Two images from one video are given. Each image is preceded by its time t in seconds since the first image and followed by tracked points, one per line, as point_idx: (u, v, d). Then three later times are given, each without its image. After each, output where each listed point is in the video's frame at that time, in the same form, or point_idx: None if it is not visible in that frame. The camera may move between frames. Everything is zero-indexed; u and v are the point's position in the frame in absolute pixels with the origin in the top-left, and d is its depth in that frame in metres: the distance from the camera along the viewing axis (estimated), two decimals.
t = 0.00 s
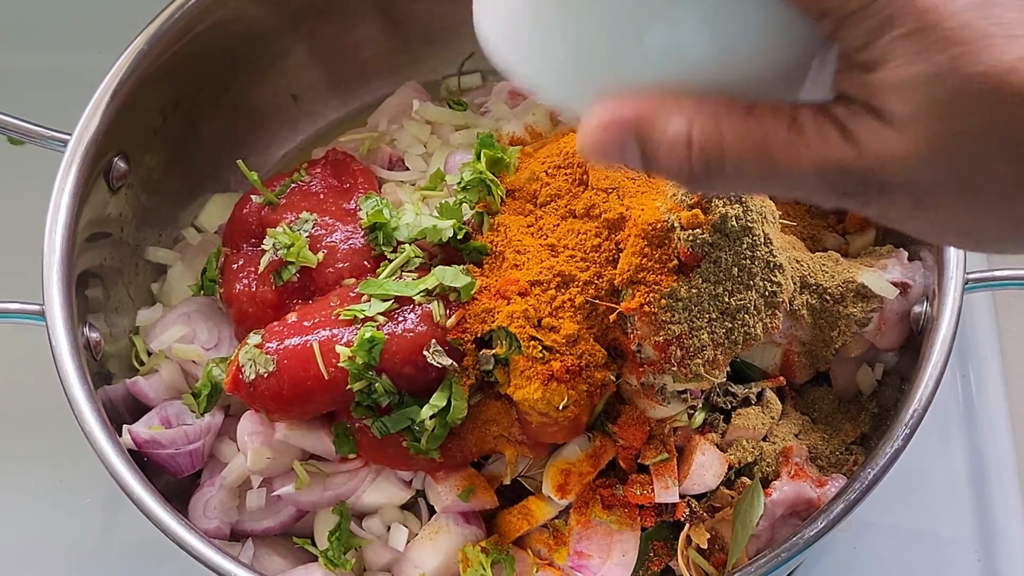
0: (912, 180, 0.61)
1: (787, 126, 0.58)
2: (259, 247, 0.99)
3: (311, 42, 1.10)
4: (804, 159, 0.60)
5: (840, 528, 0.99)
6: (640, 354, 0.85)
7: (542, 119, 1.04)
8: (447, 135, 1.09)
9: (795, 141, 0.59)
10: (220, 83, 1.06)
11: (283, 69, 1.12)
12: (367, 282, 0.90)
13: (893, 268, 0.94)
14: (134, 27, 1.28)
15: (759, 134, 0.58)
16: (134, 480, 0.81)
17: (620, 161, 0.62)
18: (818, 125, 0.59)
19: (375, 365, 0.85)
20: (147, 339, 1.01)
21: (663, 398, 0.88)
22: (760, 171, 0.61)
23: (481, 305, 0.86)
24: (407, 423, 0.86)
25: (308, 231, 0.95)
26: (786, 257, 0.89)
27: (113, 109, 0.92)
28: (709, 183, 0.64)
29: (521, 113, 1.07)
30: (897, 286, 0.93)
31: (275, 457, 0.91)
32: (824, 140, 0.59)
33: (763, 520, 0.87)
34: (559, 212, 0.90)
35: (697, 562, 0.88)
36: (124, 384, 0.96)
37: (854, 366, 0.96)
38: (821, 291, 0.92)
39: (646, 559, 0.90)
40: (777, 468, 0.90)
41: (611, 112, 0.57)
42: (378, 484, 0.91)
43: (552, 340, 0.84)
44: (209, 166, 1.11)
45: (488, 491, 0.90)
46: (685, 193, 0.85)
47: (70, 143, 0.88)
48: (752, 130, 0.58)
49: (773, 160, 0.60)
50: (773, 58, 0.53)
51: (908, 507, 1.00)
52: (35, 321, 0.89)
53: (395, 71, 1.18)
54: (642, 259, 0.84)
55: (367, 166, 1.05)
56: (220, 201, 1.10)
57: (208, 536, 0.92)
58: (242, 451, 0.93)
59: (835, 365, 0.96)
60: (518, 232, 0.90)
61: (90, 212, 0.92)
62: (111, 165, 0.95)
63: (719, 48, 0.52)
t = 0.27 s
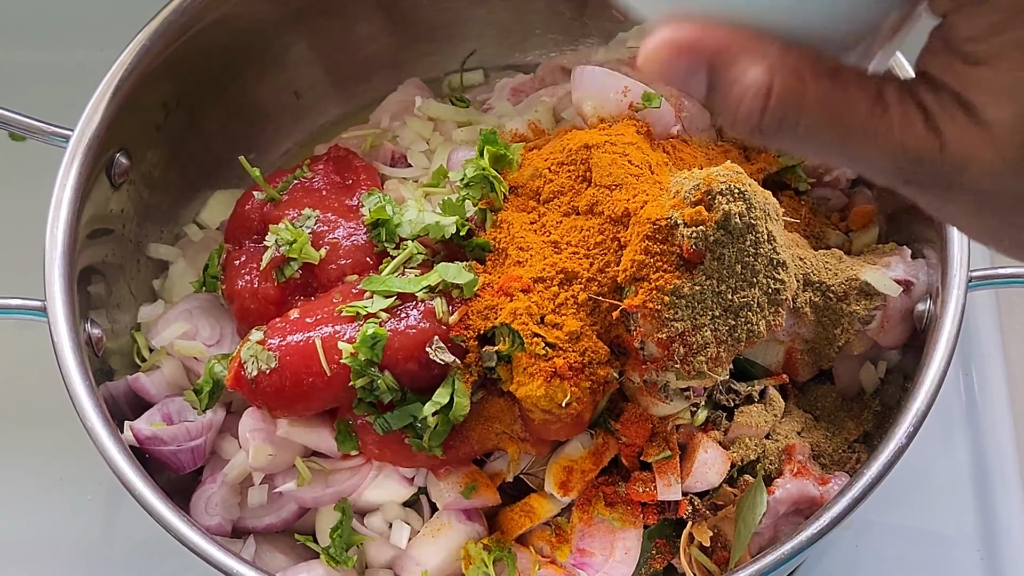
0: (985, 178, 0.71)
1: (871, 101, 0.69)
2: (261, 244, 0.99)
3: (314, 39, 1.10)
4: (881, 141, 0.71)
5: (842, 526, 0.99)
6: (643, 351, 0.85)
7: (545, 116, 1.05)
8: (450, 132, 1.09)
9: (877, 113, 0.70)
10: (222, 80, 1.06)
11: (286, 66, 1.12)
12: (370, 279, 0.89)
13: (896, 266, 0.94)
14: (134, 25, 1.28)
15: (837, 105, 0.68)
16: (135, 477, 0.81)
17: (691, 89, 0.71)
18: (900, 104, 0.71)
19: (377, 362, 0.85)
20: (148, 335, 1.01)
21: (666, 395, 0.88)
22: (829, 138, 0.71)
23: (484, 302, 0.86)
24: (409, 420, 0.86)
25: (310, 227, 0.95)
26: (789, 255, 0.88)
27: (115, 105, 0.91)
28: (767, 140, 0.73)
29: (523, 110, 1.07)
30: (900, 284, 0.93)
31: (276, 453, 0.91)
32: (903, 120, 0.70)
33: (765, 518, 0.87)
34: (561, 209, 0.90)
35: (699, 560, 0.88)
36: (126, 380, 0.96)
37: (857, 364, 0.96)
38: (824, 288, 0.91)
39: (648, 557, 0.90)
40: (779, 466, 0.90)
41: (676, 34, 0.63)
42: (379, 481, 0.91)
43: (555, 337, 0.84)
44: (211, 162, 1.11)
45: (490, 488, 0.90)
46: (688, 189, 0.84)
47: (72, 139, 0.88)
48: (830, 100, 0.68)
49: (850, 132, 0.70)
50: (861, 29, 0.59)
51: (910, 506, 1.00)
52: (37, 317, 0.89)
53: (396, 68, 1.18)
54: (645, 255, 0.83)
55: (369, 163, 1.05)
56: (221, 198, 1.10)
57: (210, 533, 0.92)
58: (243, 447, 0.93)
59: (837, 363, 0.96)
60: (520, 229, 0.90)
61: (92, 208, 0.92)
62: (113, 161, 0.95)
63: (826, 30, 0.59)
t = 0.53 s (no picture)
0: (966, 177, 0.62)
1: (840, 119, 0.61)
2: (259, 243, 0.99)
3: (312, 37, 1.10)
4: (856, 159, 0.62)
5: (840, 526, 0.99)
6: (641, 351, 0.85)
7: (544, 115, 1.05)
8: (447, 131, 1.09)
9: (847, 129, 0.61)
10: (219, 79, 1.06)
11: (284, 64, 1.11)
12: (367, 279, 0.89)
13: (894, 266, 0.94)
14: (133, 23, 1.28)
15: (815, 126, 0.60)
16: (132, 477, 0.81)
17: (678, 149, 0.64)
18: (868, 119, 0.61)
19: (374, 362, 0.85)
20: (145, 334, 1.01)
21: (663, 395, 0.88)
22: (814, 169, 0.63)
23: (482, 301, 0.86)
24: (406, 420, 0.86)
25: (307, 226, 0.95)
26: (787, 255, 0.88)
27: (112, 103, 0.91)
28: (760, 178, 0.66)
29: (521, 109, 1.07)
30: (898, 284, 0.93)
31: (274, 452, 0.91)
32: (874, 133, 0.61)
33: (763, 518, 0.88)
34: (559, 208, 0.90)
35: (697, 561, 0.88)
36: (123, 379, 0.96)
37: (855, 364, 0.96)
38: (822, 288, 0.91)
39: (645, 557, 0.90)
40: (777, 466, 0.90)
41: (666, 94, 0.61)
42: (377, 481, 0.92)
43: (552, 337, 0.84)
44: (209, 161, 1.11)
45: (487, 488, 0.89)
46: (686, 189, 0.84)
47: (69, 138, 0.88)
48: (807, 123, 0.60)
49: (828, 155, 0.62)
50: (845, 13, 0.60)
51: (908, 505, 1.00)
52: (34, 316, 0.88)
53: (394, 67, 1.18)
54: (642, 255, 0.83)
55: (367, 162, 1.05)
56: (219, 197, 1.10)
57: (207, 532, 0.91)
58: (240, 446, 0.92)
59: (835, 363, 0.96)
60: (517, 228, 0.89)
61: (89, 207, 0.92)
62: (110, 160, 0.95)
63: (786, 35, 0.57)
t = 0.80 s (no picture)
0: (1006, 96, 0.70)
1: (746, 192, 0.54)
2: (257, 243, 0.99)
3: (311, 38, 1.10)
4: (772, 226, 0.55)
5: (836, 526, 0.99)
6: (638, 351, 0.85)
7: (542, 116, 1.05)
8: (446, 131, 1.09)
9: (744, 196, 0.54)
10: (219, 80, 1.06)
11: (283, 64, 1.12)
12: (365, 279, 0.89)
13: (891, 266, 0.95)
14: (133, 24, 1.28)
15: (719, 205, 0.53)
16: (130, 477, 0.81)
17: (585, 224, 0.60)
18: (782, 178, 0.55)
19: (373, 362, 0.85)
20: (144, 334, 1.01)
21: (661, 395, 0.88)
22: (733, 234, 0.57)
23: (480, 301, 0.86)
24: (404, 419, 0.86)
25: (306, 227, 0.95)
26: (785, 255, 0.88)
27: (111, 104, 0.91)
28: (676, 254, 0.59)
29: (519, 110, 1.07)
30: (895, 284, 0.93)
31: (272, 452, 0.91)
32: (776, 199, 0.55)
33: (760, 518, 0.88)
34: (557, 209, 0.90)
35: (694, 560, 0.89)
36: (122, 379, 0.96)
37: (852, 364, 0.97)
38: (820, 289, 0.91)
39: (643, 556, 0.90)
40: (775, 465, 0.90)
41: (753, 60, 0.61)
42: (376, 480, 0.92)
43: (550, 337, 0.84)
44: (208, 161, 1.11)
45: (485, 488, 0.90)
46: (685, 189, 0.84)
47: (68, 138, 0.88)
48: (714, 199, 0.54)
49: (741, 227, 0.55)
50: None
51: (905, 505, 1.00)
52: (33, 316, 0.89)
53: (392, 67, 1.18)
54: (640, 256, 0.84)
55: (365, 163, 1.05)
56: (219, 197, 1.11)
57: (205, 532, 0.92)
58: (238, 447, 0.93)
59: (832, 363, 0.97)
60: (514, 229, 0.90)
61: (88, 208, 0.92)
62: (109, 160, 0.95)
63: None
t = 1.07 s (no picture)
0: None
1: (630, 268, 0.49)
2: (257, 241, 0.99)
3: (310, 35, 1.10)
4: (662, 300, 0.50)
5: (836, 524, 0.99)
6: (638, 348, 0.85)
7: (541, 114, 1.05)
8: (445, 129, 1.09)
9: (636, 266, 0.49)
10: (218, 77, 1.06)
11: (282, 62, 1.11)
12: (364, 276, 0.89)
13: (891, 264, 0.94)
14: (133, 22, 1.28)
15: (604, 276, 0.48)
16: (129, 474, 0.81)
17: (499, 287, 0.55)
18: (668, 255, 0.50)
19: (372, 359, 0.85)
20: (143, 332, 1.01)
21: (661, 393, 0.88)
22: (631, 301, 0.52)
23: (479, 298, 0.86)
24: (403, 417, 0.86)
25: (305, 224, 0.95)
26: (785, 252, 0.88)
27: (111, 102, 0.91)
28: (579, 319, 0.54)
29: (518, 108, 1.07)
30: (894, 282, 0.93)
31: (272, 450, 0.91)
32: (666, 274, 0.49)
33: (760, 516, 0.88)
34: (556, 206, 0.90)
35: (694, 558, 0.89)
36: (121, 377, 0.96)
37: (852, 361, 0.97)
38: (819, 286, 0.91)
39: (643, 554, 0.90)
40: (774, 463, 0.90)
41: None
42: (374, 478, 0.91)
43: (550, 334, 0.84)
44: (207, 159, 1.11)
45: (485, 486, 0.90)
46: (684, 186, 0.84)
47: (67, 136, 0.88)
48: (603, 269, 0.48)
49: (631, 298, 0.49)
50: None
51: (905, 503, 1.00)
52: (32, 314, 0.89)
53: (392, 66, 1.18)
54: (640, 253, 0.83)
55: (365, 160, 1.05)
56: (218, 194, 1.11)
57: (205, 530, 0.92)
58: (237, 445, 0.93)
59: (832, 361, 0.96)
60: (514, 226, 0.90)
61: (87, 205, 0.92)
62: (109, 158, 0.95)
63: None
